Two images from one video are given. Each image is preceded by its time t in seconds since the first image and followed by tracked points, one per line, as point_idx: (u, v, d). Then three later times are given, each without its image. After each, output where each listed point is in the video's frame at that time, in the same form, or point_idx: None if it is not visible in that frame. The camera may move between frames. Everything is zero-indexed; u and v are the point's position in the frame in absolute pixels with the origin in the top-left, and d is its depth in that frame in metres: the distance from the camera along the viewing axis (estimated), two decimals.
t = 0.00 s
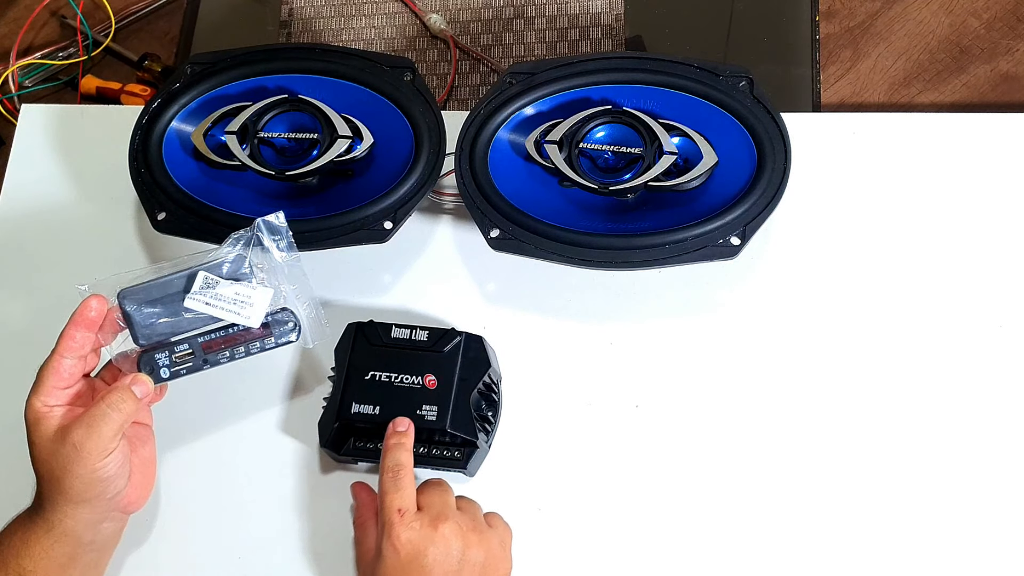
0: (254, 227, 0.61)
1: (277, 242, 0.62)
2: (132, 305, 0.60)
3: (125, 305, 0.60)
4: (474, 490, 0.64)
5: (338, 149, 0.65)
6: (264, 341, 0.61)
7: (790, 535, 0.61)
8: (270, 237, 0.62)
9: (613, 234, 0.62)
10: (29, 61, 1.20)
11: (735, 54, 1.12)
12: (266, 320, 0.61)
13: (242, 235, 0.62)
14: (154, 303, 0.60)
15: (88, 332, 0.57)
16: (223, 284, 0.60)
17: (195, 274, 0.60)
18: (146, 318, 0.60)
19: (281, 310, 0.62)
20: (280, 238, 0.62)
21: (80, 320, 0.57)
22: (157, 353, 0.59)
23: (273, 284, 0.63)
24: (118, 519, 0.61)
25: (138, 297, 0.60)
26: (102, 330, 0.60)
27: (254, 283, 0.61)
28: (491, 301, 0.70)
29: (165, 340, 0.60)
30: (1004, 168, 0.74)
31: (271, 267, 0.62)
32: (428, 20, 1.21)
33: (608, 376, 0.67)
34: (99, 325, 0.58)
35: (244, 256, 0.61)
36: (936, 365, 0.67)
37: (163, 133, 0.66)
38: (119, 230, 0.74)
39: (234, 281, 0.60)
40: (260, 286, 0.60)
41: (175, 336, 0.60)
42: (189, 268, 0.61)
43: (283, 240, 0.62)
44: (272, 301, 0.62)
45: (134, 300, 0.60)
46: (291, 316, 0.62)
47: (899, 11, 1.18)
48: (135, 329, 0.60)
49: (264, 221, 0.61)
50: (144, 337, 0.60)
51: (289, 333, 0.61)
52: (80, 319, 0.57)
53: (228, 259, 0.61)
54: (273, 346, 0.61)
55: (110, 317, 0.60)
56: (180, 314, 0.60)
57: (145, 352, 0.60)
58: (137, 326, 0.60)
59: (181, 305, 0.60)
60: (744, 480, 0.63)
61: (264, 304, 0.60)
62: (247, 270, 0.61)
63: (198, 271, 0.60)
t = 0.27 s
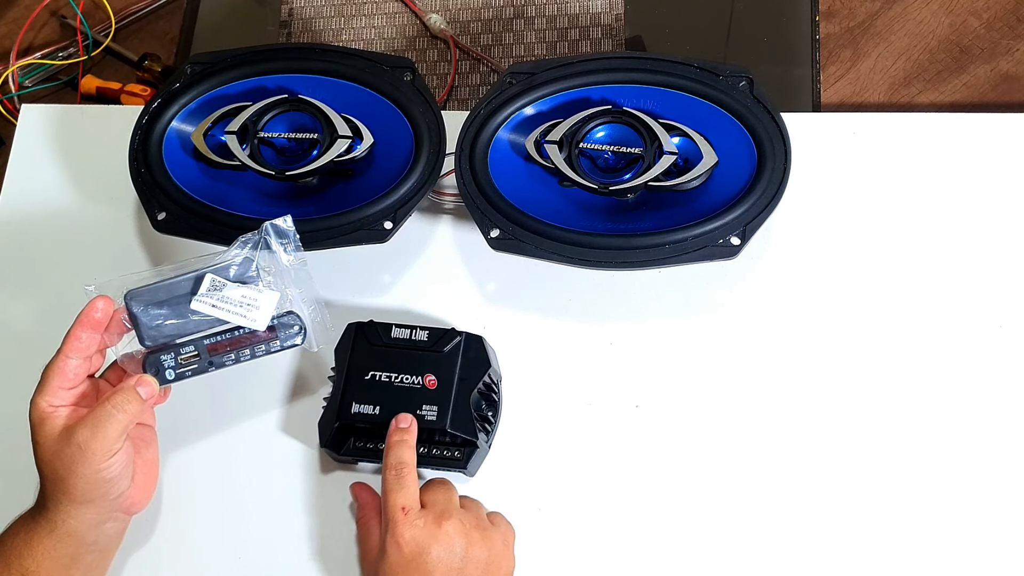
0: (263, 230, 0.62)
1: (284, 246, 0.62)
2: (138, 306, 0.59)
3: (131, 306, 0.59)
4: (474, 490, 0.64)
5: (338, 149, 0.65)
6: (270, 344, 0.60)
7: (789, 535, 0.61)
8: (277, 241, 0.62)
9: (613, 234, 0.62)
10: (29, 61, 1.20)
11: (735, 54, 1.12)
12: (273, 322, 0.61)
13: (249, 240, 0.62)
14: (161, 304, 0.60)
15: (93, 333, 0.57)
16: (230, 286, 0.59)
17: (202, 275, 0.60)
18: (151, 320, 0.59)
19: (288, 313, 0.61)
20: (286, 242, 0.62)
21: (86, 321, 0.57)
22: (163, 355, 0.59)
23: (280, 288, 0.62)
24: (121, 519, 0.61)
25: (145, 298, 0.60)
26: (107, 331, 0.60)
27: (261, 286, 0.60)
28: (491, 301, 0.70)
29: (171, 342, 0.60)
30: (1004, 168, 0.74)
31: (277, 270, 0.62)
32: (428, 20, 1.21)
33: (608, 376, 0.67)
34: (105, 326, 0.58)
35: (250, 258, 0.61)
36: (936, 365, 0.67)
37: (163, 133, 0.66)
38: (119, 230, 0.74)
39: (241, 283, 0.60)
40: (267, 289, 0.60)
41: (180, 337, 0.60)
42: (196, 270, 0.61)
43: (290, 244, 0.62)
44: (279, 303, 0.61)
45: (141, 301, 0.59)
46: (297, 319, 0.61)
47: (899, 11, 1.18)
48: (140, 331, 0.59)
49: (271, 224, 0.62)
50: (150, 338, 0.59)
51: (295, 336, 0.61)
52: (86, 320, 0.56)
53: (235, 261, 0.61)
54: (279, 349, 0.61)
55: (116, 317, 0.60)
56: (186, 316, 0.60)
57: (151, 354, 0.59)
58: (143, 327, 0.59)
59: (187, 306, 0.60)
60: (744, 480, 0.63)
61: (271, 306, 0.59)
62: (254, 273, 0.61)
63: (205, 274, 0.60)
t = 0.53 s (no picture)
0: (263, 230, 0.62)
1: (286, 245, 0.62)
2: (138, 306, 0.59)
3: (132, 306, 0.59)
4: (474, 490, 0.64)
5: (338, 149, 0.65)
6: (270, 344, 0.60)
7: (789, 535, 0.61)
8: (279, 241, 0.62)
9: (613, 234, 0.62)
10: (29, 61, 1.20)
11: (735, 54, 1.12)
12: (273, 322, 0.61)
13: (250, 241, 0.62)
14: (161, 304, 0.60)
15: (94, 332, 0.57)
16: (231, 286, 0.60)
17: (203, 275, 0.60)
18: (152, 319, 0.59)
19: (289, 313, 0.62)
20: (288, 242, 0.62)
21: (87, 320, 0.57)
22: (164, 354, 0.59)
23: (280, 288, 0.62)
24: (122, 519, 0.61)
25: (145, 297, 0.60)
26: (108, 331, 0.60)
27: (262, 286, 0.61)
28: (491, 301, 0.70)
29: (172, 342, 0.60)
30: (1004, 168, 0.74)
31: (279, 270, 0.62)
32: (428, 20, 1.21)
33: (608, 376, 0.67)
34: (105, 325, 0.58)
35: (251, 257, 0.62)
36: (936, 365, 0.67)
37: (163, 133, 0.66)
38: (119, 230, 0.74)
39: (242, 283, 0.60)
40: (268, 289, 0.60)
41: (181, 337, 0.60)
42: (198, 270, 0.61)
43: (292, 245, 0.62)
44: (280, 303, 0.61)
45: (142, 301, 0.60)
46: (298, 320, 0.62)
47: (898, 11, 1.18)
48: (141, 330, 0.59)
49: (273, 224, 0.62)
50: (151, 338, 0.59)
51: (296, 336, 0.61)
52: (87, 319, 0.56)
53: (235, 261, 0.61)
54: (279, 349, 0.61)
55: (117, 317, 0.60)
56: (187, 316, 0.60)
57: (151, 353, 0.59)
58: (143, 326, 0.59)
59: (188, 306, 0.60)
60: (744, 480, 0.63)
61: (271, 306, 0.60)
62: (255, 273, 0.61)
63: (206, 273, 0.60)
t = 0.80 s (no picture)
0: (266, 232, 0.61)
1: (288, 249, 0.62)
2: (141, 308, 0.59)
3: (133, 308, 0.59)
4: (474, 490, 0.64)
5: (338, 149, 0.65)
6: (272, 347, 0.61)
7: (789, 535, 0.61)
8: (281, 244, 0.62)
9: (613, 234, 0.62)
10: (29, 61, 1.20)
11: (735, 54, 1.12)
12: (273, 325, 0.61)
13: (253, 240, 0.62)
14: (163, 306, 0.60)
15: (96, 333, 0.57)
16: (233, 289, 0.60)
17: (206, 278, 0.60)
18: (154, 321, 0.60)
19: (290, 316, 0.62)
20: (290, 246, 0.62)
21: (89, 321, 0.57)
22: (165, 356, 0.59)
23: (282, 290, 0.63)
24: (123, 521, 0.61)
25: (148, 299, 0.60)
26: (110, 332, 0.60)
27: (264, 289, 0.61)
28: (491, 301, 0.70)
29: (174, 345, 0.60)
30: (1004, 168, 0.74)
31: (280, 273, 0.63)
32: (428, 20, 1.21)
33: (608, 376, 0.67)
34: (107, 327, 0.58)
35: (253, 260, 0.62)
36: (936, 365, 0.67)
37: (163, 133, 0.66)
38: (119, 230, 0.74)
39: (243, 286, 0.61)
40: (270, 292, 0.60)
41: (183, 340, 0.60)
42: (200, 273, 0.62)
43: (295, 248, 0.62)
44: (281, 306, 0.62)
45: (144, 303, 0.60)
46: (299, 324, 0.62)
47: (898, 11, 1.18)
48: (143, 332, 0.59)
49: (275, 227, 0.61)
50: (153, 340, 0.60)
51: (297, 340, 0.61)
52: (89, 321, 0.56)
53: (237, 263, 0.62)
54: (281, 352, 0.61)
55: (119, 319, 0.60)
56: (189, 318, 0.60)
57: (153, 355, 0.59)
58: (145, 328, 0.59)
59: (190, 309, 0.60)
60: (744, 480, 0.63)
61: (273, 309, 0.60)
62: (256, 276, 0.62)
63: (208, 276, 0.61)
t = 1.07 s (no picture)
0: (267, 234, 0.62)
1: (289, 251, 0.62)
2: (142, 309, 0.59)
3: (134, 309, 0.59)
4: (474, 489, 0.64)
5: (338, 149, 0.65)
6: (273, 348, 0.60)
7: (789, 535, 0.61)
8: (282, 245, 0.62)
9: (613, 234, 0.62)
10: (29, 61, 1.20)
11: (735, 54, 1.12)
12: (274, 326, 0.61)
13: (256, 242, 0.62)
14: (165, 307, 0.60)
15: (97, 334, 0.57)
16: (234, 290, 0.60)
17: (207, 279, 0.61)
18: (155, 322, 0.60)
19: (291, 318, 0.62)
20: (291, 248, 0.62)
21: (91, 322, 0.57)
22: (166, 357, 0.59)
23: (284, 292, 0.63)
24: (123, 522, 0.61)
25: (149, 300, 0.60)
26: (111, 333, 0.60)
27: (265, 290, 0.61)
28: (491, 301, 0.70)
29: (175, 346, 0.60)
30: (1004, 168, 0.74)
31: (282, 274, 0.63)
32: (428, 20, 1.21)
33: (608, 376, 0.67)
34: (109, 327, 0.58)
35: (254, 261, 0.62)
36: (936, 365, 0.67)
37: (163, 133, 0.66)
38: (119, 230, 0.74)
39: (245, 287, 0.61)
40: (271, 293, 0.61)
41: (184, 341, 0.60)
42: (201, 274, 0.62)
43: (296, 249, 0.62)
44: (282, 307, 0.62)
45: (145, 304, 0.60)
46: (300, 325, 0.62)
47: (898, 11, 1.18)
48: (144, 333, 0.59)
49: (276, 228, 0.61)
50: (154, 341, 0.60)
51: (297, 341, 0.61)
52: (89, 321, 0.56)
53: (239, 264, 0.62)
54: (282, 354, 0.61)
55: (121, 319, 0.60)
56: (189, 319, 0.60)
57: (154, 356, 0.59)
58: (147, 329, 0.59)
59: (191, 310, 0.60)
60: (744, 480, 0.63)
61: (274, 310, 0.60)
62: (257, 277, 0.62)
63: (210, 277, 0.61)
